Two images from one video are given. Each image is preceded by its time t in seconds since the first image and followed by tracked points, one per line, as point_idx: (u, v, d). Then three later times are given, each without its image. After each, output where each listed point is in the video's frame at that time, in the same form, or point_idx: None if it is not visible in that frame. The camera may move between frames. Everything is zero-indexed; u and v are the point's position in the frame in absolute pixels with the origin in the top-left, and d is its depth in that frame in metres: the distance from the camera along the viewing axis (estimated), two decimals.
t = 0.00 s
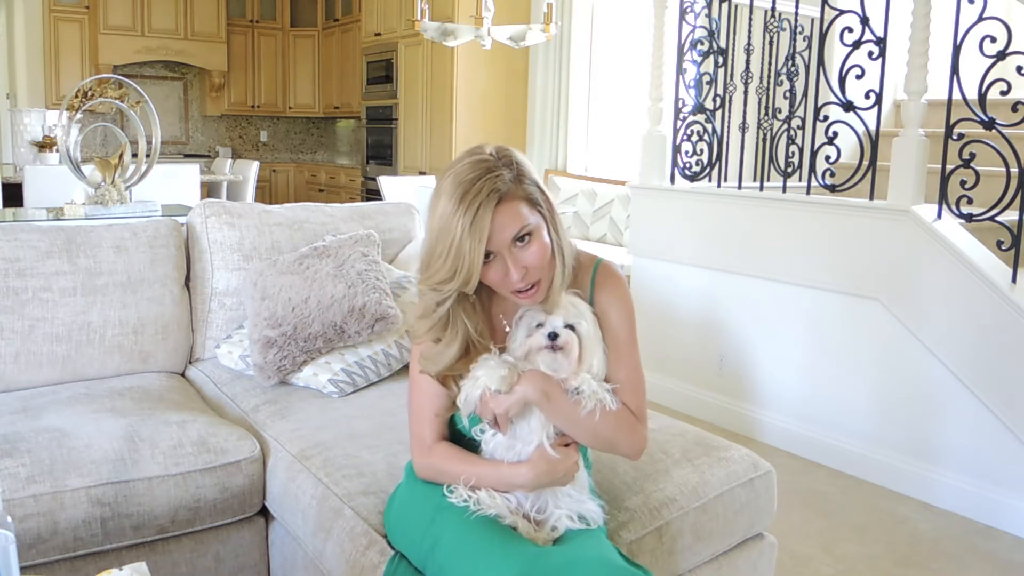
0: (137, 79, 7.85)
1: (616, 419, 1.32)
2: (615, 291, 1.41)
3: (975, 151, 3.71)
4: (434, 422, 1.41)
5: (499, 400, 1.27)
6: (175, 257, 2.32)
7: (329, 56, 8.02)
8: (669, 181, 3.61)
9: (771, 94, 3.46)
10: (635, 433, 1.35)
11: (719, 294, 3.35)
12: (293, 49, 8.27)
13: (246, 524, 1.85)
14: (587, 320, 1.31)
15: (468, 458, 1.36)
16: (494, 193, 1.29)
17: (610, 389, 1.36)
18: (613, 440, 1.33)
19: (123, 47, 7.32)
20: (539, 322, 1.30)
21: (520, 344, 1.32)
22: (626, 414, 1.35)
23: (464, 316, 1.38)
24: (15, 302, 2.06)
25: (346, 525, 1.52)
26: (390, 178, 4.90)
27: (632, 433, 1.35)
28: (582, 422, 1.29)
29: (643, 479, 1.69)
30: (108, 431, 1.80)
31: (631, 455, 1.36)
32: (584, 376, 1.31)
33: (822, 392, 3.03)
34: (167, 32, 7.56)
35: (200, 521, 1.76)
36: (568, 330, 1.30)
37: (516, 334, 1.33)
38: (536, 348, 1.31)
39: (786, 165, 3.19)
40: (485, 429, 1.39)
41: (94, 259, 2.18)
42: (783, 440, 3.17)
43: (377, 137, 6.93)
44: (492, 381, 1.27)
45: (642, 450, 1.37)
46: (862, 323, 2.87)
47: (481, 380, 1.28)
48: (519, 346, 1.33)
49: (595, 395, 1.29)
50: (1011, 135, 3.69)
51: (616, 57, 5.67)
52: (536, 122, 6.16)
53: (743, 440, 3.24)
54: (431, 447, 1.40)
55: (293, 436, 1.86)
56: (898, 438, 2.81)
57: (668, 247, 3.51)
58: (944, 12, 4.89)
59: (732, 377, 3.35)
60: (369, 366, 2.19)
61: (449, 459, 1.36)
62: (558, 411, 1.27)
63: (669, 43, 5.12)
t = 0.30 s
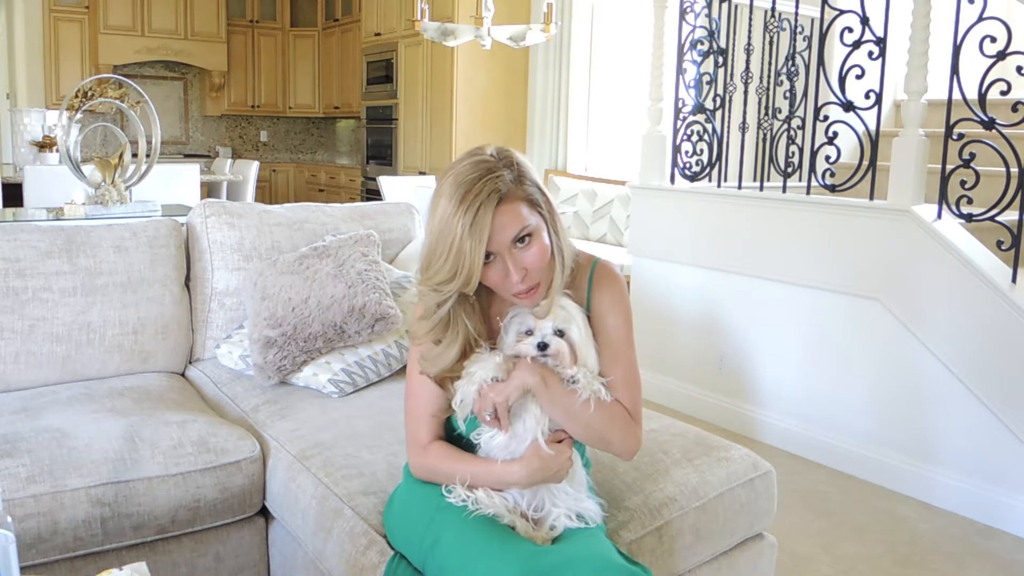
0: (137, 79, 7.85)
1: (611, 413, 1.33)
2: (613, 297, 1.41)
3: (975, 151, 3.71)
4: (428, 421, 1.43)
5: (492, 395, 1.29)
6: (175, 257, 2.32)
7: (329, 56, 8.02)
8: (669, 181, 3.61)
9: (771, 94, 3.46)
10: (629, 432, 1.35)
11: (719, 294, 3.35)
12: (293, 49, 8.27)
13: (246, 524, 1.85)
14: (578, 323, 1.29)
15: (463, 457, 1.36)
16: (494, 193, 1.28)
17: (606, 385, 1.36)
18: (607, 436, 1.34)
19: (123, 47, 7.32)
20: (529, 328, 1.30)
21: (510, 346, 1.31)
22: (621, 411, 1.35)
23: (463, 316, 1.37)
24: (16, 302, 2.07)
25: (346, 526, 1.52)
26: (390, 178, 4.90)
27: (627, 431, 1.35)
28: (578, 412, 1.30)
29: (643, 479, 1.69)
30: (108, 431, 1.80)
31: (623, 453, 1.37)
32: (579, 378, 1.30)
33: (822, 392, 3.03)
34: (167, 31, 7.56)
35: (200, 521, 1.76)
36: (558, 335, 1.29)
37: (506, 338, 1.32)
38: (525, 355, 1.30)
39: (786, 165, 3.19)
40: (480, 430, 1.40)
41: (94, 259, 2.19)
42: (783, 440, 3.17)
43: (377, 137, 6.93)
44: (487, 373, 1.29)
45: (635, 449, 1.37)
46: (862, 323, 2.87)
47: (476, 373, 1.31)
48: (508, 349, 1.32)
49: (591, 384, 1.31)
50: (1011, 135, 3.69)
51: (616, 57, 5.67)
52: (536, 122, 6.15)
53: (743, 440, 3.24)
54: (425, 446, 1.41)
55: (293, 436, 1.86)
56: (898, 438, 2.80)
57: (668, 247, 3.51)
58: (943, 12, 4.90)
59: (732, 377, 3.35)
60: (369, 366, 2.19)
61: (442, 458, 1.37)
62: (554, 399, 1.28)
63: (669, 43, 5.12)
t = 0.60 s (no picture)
0: (136, 79, 7.85)
1: (623, 421, 1.32)
2: (617, 298, 1.41)
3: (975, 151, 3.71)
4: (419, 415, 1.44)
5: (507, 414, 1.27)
6: (175, 257, 2.32)
7: (329, 55, 8.02)
8: (669, 181, 3.61)
9: (771, 94, 3.46)
10: (638, 435, 1.35)
11: (719, 294, 3.35)
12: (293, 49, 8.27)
13: (246, 524, 1.85)
14: (579, 326, 1.27)
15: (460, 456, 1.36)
16: (484, 178, 1.29)
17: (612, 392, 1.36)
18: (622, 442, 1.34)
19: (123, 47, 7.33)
20: (532, 332, 1.27)
21: (513, 357, 1.27)
22: (630, 415, 1.35)
23: (455, 302, 1.39)
24: (16, 302, 2.07)
25: (346, 526, 1.52)
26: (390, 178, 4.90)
27: (637, 433, 1.35)
28: (593, 424, 1.28)
29: (643, 479, 1.69)
30: (107, 431, 1.80)
31: (632, 455, 1.37)
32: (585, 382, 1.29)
33: (822, 392, 3.03)
34: (167, 31, 7.56)
35: (200, 521, 1.77)
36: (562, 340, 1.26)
37: (508, 350, 1.28)
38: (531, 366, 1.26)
39: (786, 165, 3.19)
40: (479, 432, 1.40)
41: (94, 259, 2.19)
42: (783, 440, 3.17)
43: (377, 137, 6.93)
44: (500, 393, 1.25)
45: (643, 451, 1.37)
46: (862, 323, 2.87)
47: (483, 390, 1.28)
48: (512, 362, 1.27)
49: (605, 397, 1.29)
50: (1011, 135, 3.69)
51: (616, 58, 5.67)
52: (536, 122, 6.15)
53: (743, 440, 3.24)
54: (412, 439, 1.43)
55: (293, 436, 1.86)
56: (898, 438, 2.80)
57: (668, 247, 3.51)
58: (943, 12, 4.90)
59: (732, 377, 3.35)
60: (369, 366, 2.19)
61: (427, 450, 1.39)
62: (571, 416, 1.27)
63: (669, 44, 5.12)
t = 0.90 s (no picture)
0: (136, 79, 7.86)
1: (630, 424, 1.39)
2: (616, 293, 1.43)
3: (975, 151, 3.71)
4: (408, 402, 1.43)
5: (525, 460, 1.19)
6: (175, 257, 2.32)
7: (329, 56, 8.02)
8: (669, 181, 3.61)
9: (771, 94, 3.45)
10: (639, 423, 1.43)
11: (719, 294, 3.35)
12: (293, 49, 8.27)
13: (246, 524, 1.85)
14: (586, 337, 1.20)
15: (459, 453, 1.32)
16: (478, 155, 1.31)
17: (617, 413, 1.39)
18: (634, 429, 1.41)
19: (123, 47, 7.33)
20: (538, 343, 1.19)
21: (516, 369, 1.19)
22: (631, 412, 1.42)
23: (446, 282, 1.40)
24: (16, 302, 2.06)
25: (346, 526, 1.52)
26: (390, 178, 4.90)
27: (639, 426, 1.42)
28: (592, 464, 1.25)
29: (643, 479, 1.69)
30: (108, 431, 1.80)
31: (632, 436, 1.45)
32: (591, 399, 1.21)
33: (822, 392, 3.03)
34: (167, 31, 7.56)
35: (200, 521, 1.76)
36: (570, 352, 1.19)
37: (512, 357, 1.20)
38: (537, 380, 1.18)
39: (786, 165, 3.19)
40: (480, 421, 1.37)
41: (94, 259, 2.19)
42: (783, 440, 3.17)
43: (377, 137, 6.93)
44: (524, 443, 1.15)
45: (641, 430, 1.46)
46: (862, 323, 2.87)
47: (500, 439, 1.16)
48: (517, 374, 1.19)
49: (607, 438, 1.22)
50: (1011, 135, 3.69)
51: (616, 58, 5.67)
52: (536, 122, 6.15)
53: (743, 440, 3.24)
54: (397, 426, 1.42)
55: (293, 436, 1.86)
56: (899, 438, 2.80)
57: (668, 246, 3.51)
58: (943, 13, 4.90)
59: (732, 377, 3.35)
60: (369, 366, 2.19)
61: (410, 436, 1.39)
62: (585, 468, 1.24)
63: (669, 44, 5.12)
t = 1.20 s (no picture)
0: (136, 79, 7.85)
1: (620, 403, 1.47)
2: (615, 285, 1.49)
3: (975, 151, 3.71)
4: (403, 393, 1.42)
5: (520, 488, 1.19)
6: (175, 257, 2.32)
7: (329, 56, 8.02)
8: (669, 181, 3.61)
9: (771, 94, 3.45)
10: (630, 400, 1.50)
11: (719, 293, 3.35)
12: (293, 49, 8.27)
13: (246, 524, 1.85)
14: (587, 366, 1.14)
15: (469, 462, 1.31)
16: (480, 139, 1.31)
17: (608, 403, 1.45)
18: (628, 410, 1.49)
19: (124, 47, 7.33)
20: (538, 374, 1.13)
21: (515, 400, 1.14)
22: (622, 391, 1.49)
23: (446, 268, 1.39)
24: (16, 302, 2.07)
25: (346, 526, 1.52)
26: (390, 178, 4.90)
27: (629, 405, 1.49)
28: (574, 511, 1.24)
29: (643, 479, 1.69)
30: (108, 431, 1.80)
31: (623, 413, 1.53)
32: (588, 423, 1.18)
33: (822, 392, 3.03)
34: (167, 31, 7.56)
35: (200, 521, 1.77)
36: (571, 385, 1.14)
37: (509, 382, 1.14)
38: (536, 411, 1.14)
39: (786, 165, 3.19)
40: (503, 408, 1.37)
41: (94, 259, 2.19)
42: (783, 440, 3.17)
43: (377, 138, 6.93)
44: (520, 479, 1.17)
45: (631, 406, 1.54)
46: (862, 323, 2.87)
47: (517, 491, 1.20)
48: (515, 402, 1.14)
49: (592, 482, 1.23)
50: (1011, 135, 3.69)
51: (616, 58, 5.68)
52: (536, 122, 6.15)
53: (743, 440, 3.24)
54: (390, 418, 1.42)
55: (293, 436, 1.86)
56: (899, 439, 2.80)
57: (667, 247, 3.51)
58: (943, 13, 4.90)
59: (732, 377, 3.35)
60: (369, 366, 2.19)
61: (405, 429, 1.40)
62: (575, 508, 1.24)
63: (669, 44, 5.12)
